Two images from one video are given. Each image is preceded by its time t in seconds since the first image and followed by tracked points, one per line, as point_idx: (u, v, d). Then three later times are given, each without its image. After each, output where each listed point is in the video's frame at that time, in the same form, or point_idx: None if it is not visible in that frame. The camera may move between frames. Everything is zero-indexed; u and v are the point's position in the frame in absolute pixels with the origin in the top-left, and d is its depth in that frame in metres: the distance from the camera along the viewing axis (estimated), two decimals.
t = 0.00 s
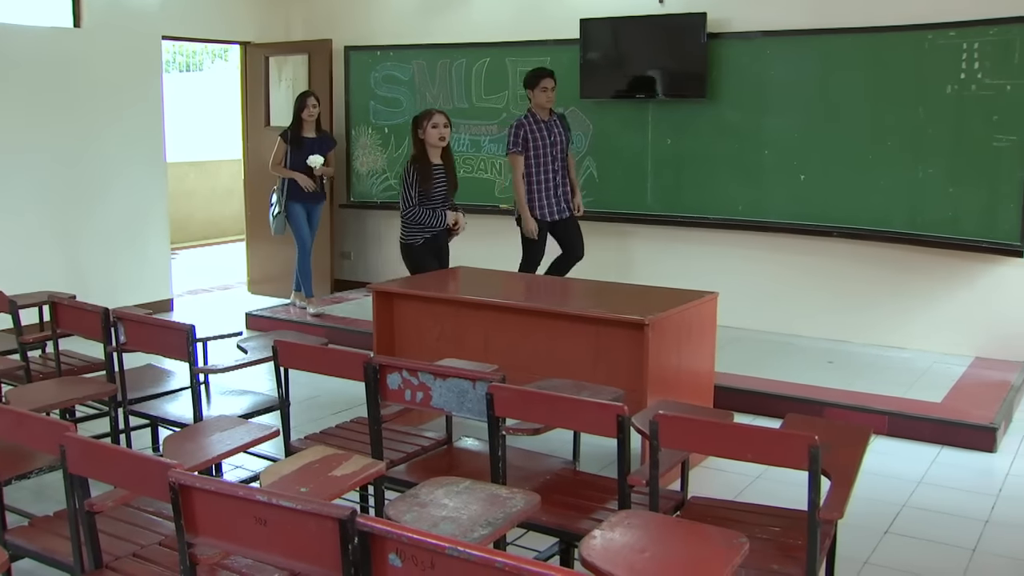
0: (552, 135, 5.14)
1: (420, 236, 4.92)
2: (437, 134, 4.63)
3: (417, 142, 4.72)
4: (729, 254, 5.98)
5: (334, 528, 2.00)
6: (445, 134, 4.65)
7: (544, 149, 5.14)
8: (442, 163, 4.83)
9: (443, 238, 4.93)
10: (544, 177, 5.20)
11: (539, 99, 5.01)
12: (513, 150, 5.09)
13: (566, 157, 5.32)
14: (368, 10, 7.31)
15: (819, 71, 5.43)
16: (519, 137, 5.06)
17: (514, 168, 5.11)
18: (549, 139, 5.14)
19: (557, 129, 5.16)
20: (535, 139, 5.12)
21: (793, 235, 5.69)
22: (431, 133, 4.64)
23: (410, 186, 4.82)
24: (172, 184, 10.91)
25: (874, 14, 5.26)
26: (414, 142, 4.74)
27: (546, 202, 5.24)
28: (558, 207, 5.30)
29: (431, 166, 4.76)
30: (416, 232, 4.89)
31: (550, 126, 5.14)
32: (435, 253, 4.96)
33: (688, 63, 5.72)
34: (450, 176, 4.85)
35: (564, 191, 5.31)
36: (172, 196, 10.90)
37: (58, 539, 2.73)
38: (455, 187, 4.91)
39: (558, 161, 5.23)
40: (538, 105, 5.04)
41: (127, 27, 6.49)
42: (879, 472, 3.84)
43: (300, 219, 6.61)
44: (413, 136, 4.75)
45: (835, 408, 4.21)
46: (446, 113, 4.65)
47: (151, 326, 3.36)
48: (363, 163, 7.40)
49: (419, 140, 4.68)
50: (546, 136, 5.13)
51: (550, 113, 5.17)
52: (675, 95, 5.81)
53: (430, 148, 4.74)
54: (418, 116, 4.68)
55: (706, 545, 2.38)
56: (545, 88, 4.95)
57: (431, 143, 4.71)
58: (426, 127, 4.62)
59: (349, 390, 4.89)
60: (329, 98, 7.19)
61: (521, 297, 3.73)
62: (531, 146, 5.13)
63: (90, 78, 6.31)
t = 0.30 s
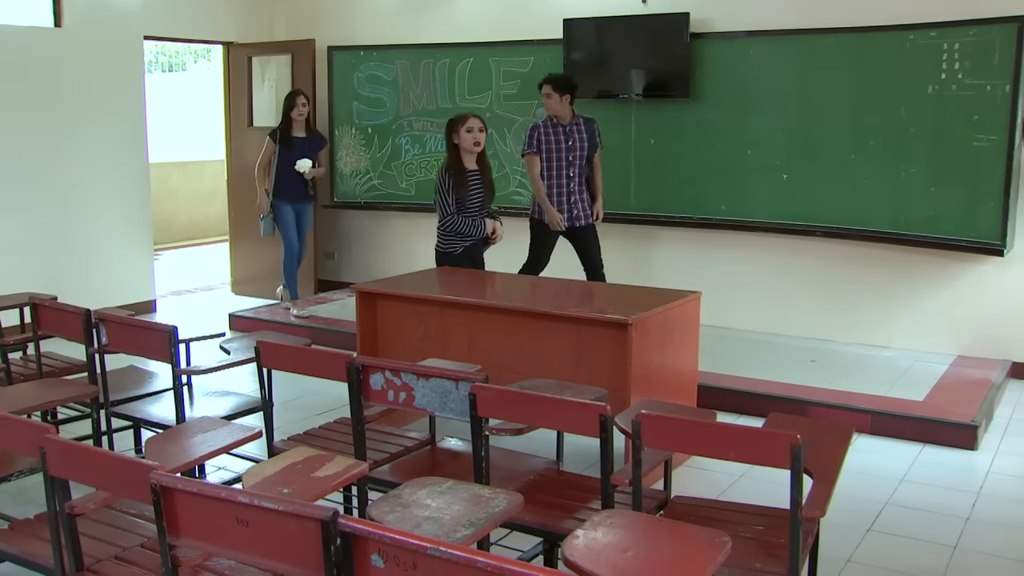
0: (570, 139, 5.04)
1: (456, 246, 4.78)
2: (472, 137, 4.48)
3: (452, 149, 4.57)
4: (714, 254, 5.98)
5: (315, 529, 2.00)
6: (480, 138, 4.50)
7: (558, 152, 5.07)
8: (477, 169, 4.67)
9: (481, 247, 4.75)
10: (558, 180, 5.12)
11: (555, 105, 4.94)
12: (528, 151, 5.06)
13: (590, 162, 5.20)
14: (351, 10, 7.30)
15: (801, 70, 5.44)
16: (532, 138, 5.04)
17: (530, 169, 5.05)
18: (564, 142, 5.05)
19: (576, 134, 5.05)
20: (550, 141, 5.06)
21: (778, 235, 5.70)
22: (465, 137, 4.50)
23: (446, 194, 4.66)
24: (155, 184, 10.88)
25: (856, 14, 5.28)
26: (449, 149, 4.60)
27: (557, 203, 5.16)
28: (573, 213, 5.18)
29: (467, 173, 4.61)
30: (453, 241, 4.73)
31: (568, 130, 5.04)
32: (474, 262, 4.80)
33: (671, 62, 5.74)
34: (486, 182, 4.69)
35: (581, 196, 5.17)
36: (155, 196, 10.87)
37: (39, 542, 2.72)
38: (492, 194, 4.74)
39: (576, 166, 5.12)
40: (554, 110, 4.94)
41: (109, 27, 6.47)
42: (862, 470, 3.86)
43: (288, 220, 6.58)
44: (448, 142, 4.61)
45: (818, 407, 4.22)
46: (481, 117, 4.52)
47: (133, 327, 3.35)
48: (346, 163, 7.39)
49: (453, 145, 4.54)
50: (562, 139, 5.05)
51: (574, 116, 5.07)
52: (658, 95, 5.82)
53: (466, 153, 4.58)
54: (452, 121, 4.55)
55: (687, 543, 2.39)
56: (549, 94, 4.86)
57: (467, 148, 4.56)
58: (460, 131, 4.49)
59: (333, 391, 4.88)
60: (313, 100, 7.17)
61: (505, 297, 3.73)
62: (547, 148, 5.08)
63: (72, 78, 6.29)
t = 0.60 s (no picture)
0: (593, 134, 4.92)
1: (499, 248, 4.57)
2: (519, 139, 4.25)
3: (495, 151, 4.32)
4: (699, 254, 6.00)
5: (297, 531, 1.99)
6: (525, 139, 4.27)
7: (581, 148, 4.99)
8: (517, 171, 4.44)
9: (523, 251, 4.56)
10: (581, 177, 5.01)
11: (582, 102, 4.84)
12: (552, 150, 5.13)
13: (621, 158, 5.02)
14: (333, 10, 7.28)
15: (784, 70, 5.45)
16: (557, 135, 5.07)
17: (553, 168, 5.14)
18: (586, 138, 4.96)
19: (600, 128, 4.90)
20: (574, 138, 5.01)
21: (761, 235, 5.72)
22: (510, 138, 4.26)
23: (489, 199, 4.39)
24: (138, 184, 10.85)
25: (837, 15, 5.31)
26: (492, 151, 4.34)
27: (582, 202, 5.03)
28: (598, 211, 5.02)
29: (511, 175, 4.37)
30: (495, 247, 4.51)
31: (592, 126, 4.93)
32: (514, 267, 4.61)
33: (653, 63, 5.75)
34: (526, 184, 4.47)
35: (607, 194, 5.01)
36: (138, 197, 10.84)
37: (19, 546, 2.70)
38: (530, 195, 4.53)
39: (603, 161, 4.96)
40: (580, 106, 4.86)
41: (90, 27, 6.44)
42: (844, 468, 3.88)
43: (277, 223, 6.41)
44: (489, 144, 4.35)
45: (801, 406, 4.23)
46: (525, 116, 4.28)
47: (114, 329, 3.33)
48: (330, 163, 7.38)
49: (497, 146, 4.30)
50: (585, 135, 4.95)
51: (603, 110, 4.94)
52: (642, 95, 5.83)
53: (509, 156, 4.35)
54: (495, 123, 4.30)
55: (670, 543, 2.40)
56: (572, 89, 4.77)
57: (510, 150, 4.32)
58: (506, 133, 4.25)
59: (317, 392, 4.87)
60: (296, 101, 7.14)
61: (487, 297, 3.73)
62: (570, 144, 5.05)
63: (52, 77, 6.25)
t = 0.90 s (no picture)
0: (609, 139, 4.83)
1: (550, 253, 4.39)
2: (570, 136, 4.07)
3: (548, 148, 4.17)
4: (683, 253, 6.00)
5: (276, 532, 1.98)
6: (579, 136, 4.10)
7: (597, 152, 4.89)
8: (573, 172, 4.25)
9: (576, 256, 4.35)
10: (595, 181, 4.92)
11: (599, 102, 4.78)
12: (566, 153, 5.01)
13: (635, 164, 4.96)
14: (313, 10, 7.26)
15: (763, 70, 5.47)
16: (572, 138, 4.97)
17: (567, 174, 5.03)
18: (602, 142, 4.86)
19: (618, 133, 4.84)
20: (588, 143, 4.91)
21: (744, 235, 5.73)
22: (563, 136, 4.10)
23: (541, 200, 4.23)
24: (118, 185, 10.80)
25: (817, 16, 5.33)
26: (545, 148, 4.20)
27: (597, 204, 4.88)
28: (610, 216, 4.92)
29: (565, 175, 4.19)
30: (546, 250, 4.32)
31: (609, 130, 4.85)
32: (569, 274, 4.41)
33: (634, 63, 5.76)
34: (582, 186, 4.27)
35: (621, 199, 4.93)
36: (117, 198, 10.79)
37: None
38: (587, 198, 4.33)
39: (617, 167, 4.89)
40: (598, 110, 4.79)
41: (68, 27, 6.40)
42: (824, 466, 3.89)
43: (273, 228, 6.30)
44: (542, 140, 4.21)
45: (783, 405, 4.25)
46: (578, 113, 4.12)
47: (93, 330, 3.31)
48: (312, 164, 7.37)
49: (549, 145, 4.14)
50: (601, 139, 4.87)
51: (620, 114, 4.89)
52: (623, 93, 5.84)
53: (562, 154, 4.18)
54: (550, 119, 4.15)
55: (651, 543, 2.40)
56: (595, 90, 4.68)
57: (563, 147, 4.15)
58: (557, 129, 4.10)
59: (299, 393, 4.85)
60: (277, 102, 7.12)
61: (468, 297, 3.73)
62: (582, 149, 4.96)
63: (31, 77, 6.21)
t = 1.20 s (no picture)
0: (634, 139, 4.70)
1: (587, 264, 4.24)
2: (608, 141, 3.96)
3: (583, 156, 4.05)
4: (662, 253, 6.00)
5: (249, 535, 1.96)
6: (616, 142, 3.99)
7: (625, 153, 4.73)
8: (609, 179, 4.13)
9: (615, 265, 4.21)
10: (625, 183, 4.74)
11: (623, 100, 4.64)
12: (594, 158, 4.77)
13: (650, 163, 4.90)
14: (287, 10, 7.22)
15: (737, 70, 5.49)
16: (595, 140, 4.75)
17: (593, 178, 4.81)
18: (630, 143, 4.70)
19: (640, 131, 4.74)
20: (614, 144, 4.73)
21: (721, 235, 5.75)
22: (599, 141, 3.99)
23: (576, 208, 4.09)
24: (91, 186, 10.73)
25: (791, 15, 5.35)
26: (580, 156, 4.08)
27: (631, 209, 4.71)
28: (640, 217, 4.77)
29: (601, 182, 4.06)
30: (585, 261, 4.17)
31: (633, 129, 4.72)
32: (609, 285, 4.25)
33: (609, 63, 5.77)
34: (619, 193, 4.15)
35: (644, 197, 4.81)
36: (90, 199, 10.71)
37: None
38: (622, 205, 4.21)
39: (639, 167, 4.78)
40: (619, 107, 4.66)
41: (38, 27, 6.35)
42: (798, 465, 3.91)
43: (274, 227, 6.15)
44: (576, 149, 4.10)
45: (758, 405, 4.26)
46: (616, 118, 4.02)
47: (64, 333, 3.29)
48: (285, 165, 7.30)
49: (585, 151, 4.03)
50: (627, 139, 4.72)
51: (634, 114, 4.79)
52: (597, 94, 5.83)
53: (598, 161, 4.06)
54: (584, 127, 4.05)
55: (626, 542, 2.39)
56: (631, 87, 4.55)
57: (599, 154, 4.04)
58: (593, 135, 3.99)
59: (273, 395, 4.83)
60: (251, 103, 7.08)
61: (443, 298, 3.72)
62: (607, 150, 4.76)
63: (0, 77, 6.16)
